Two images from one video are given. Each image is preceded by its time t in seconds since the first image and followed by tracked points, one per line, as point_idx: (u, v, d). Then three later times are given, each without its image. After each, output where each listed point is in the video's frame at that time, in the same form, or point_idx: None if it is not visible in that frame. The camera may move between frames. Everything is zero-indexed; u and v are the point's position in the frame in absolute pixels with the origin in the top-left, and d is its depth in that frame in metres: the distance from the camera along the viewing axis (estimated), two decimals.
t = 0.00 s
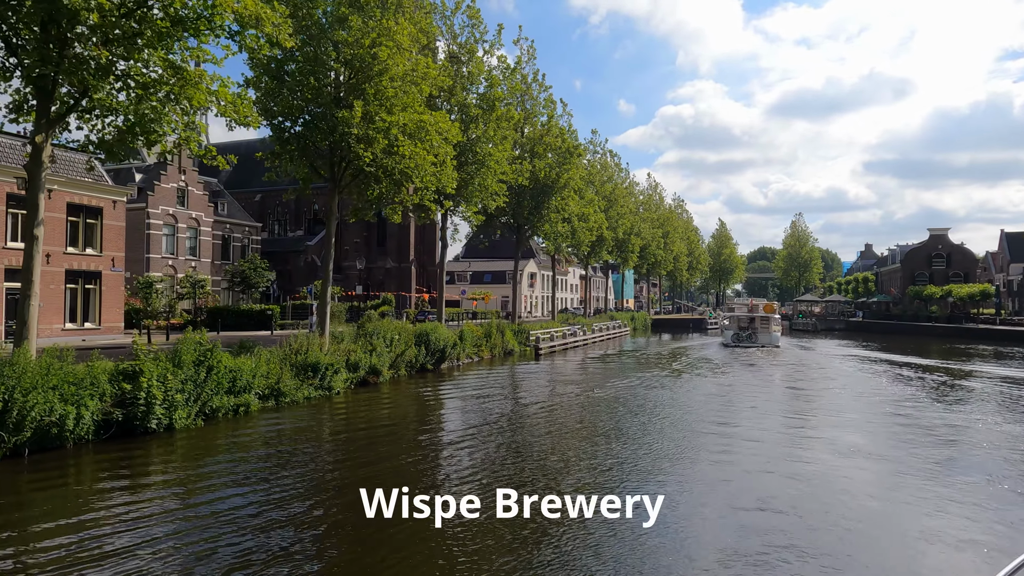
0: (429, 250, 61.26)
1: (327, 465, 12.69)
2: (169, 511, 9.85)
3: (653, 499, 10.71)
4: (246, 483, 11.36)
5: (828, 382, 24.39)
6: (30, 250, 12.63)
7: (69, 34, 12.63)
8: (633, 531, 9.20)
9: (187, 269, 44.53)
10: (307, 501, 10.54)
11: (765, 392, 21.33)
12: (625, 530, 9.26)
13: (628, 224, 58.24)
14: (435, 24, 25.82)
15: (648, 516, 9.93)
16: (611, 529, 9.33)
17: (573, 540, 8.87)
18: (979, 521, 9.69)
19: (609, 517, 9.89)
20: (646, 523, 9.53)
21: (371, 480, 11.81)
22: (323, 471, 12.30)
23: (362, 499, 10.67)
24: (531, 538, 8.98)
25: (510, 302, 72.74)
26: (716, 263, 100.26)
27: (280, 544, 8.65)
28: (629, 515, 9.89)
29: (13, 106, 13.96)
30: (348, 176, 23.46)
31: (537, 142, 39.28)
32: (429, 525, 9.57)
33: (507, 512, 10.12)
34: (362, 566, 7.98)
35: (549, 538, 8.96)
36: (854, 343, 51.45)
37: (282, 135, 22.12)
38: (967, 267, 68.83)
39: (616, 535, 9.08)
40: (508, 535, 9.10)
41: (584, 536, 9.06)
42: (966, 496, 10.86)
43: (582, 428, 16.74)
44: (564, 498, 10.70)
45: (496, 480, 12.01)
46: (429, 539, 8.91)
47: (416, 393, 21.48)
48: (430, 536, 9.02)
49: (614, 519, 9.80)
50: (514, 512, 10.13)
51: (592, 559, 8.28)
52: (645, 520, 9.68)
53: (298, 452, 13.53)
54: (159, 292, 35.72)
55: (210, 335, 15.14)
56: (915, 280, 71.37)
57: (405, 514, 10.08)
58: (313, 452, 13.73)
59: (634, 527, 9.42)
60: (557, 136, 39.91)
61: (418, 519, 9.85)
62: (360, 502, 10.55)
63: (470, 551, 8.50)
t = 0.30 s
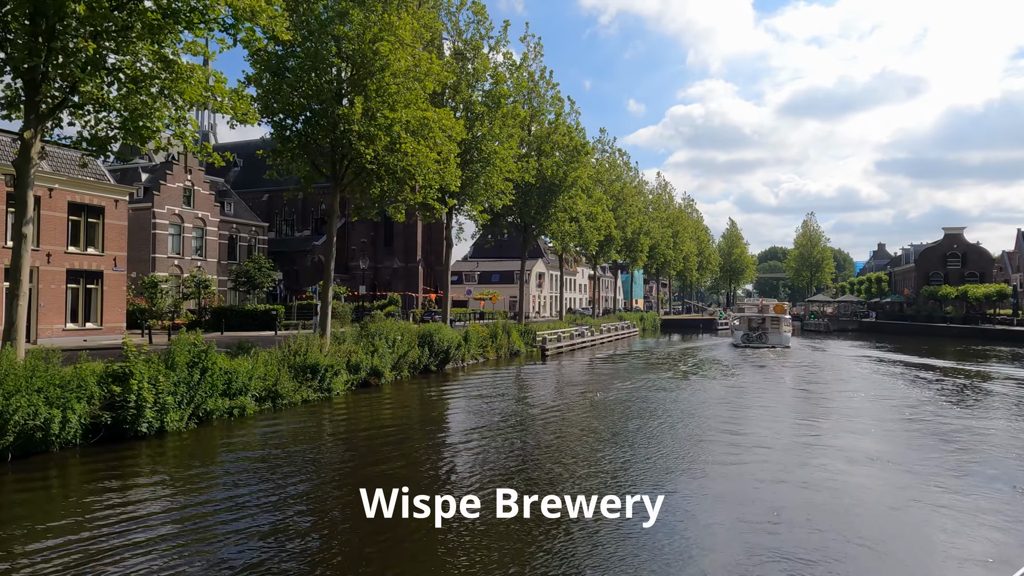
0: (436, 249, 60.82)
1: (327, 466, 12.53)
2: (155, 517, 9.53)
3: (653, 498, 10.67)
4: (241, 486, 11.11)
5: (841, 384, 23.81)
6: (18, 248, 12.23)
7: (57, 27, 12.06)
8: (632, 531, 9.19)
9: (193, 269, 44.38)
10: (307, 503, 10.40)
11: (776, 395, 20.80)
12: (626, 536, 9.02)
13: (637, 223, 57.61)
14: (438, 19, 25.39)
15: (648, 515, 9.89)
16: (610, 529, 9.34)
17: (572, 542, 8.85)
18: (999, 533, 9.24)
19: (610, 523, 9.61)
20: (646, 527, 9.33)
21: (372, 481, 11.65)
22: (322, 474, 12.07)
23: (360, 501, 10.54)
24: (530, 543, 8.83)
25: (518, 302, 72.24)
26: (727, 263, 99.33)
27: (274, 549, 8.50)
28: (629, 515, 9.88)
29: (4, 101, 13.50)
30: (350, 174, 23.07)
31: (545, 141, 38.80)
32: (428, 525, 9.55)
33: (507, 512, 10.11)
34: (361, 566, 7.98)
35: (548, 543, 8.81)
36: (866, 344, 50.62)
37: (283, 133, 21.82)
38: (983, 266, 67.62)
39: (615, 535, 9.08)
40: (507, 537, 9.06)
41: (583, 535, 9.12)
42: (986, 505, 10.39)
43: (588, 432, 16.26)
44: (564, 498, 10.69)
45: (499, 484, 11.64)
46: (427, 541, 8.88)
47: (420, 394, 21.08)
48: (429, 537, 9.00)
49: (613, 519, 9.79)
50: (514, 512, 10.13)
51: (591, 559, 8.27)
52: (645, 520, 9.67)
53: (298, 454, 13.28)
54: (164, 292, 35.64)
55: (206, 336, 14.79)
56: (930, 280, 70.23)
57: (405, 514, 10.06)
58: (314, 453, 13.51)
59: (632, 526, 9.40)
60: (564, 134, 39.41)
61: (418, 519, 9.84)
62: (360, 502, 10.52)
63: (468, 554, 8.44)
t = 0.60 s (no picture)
0: (445, 250, 60.47)
1: (327, 469, 12.28)
2: (139, 523, 9.15)
3: (654, 499, 10.62)
4: (234, 491, 10.79)
5: (857, 388, 23.09)
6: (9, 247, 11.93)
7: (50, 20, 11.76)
8: (635, 533, 9.06)
9: (202, 269, 44.30)
10: (304, 505, 10.19)
11: (790, 399, 20.17)
12: (628, 546, 8.58)
13: (648, 223, 56.92)
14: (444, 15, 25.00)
15: (648, 515, 9.82)
16: (610, 529, 9.28)
17: (574, 542, 8.75)
18: None
19: (616, 531, 9.17)
20: (653, 537, 8.88)
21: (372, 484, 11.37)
22: (320, 478, 11.75)
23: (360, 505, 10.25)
24: (531, 548, 8.55)
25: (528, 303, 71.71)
26: (740, 264, 98.25)
27: (265, 553, 8.23)
28: (629, 515, 9.82)
29: None
30: (354, 173, 22.72)
31: (554, 140, 38.26)
32: (428, 524, 9.44)
33: (507, 512, 10.00)
34: (359, 564, 7.90)
35: (550, 549, 8.49)
36: (883, 346, 49.61)
37: (287, 132, 21.54)
38: (1003, 267, 66.18)
39: (617, 535, 9.00)
40: (508, 537, 8.90)
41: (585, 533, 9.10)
42: (1015, 518, 9.77)
43: (595, 436, 15.72)
44: (564, 498, 10.64)
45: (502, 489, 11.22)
46: (428, 539, 8.78)
47: (424, 397, 20.67)
48: (429, 536, 8.90)
49: (613, 519, 9.73)
50: (514, 512, 10.00)
51: (594, 562, 8.10)
52: (645, 520, 9.59)
53: (298, 458, 12.98)
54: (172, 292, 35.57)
55: (202, 338, 14.46)
56: (948, 280, 68.88)
57: (404, 514, 9.94)
58: (313, 456, 13.21)
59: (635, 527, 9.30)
60: (574, 133, 38.89)
61: (418, 519, 9.72)
62: (360, 502, 10.43)
63: (466, 553, 8.32)
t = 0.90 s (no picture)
0: (454, 252, 60.15)
1: (329, 475, 12.02)
2: (124, 535, 8.78)
3: (654, 499, 10.60)
4: (231, 500, 10.51)
5: (873, 392, 22.44)
6: None
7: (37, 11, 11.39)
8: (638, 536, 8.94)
9: (209, 271, 44.22)
10: (300, 514, 9.94)
11: (803, 404, 19.57)
12: (633, 559, 8.16)
13: (659, 224, 56.26)
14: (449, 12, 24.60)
15: (648, 515, 9.82)
16: (611, 529, 9.27)
17: (577, 544, 8.69)
18: None
19: (621, 543, 8.76)
20: (661, 550, 8.45)
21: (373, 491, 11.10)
22: (321, 485, 11.48)
23: (358, 515, 9.93)
24: (532, 557, 8.26)
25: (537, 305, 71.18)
26: (752, 265, 97.20)
27: (258, 561, 8.07)
28: (629, 515, 9.82)
29: None
30: (357, 173, 22.35)
31: (563, 139, 37.73)
32: (428, 524, 9.55)
33: (506, 512, 10.09)
34: (359, 566, 7.99)
35: (551, 552, 8.43)
36: (899, 349, 48.64)
37: (289, 131, 21.19)
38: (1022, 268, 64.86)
39: (619, 536, 8.98)
40: (508, 540, 8.87)
41: (588, 533, 9.11)
42: None
43: (602, 441, 15.24)
44: (564, 498, 10.65)
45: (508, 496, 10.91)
46: (428, 539, 8.89)
47: (428, 400, 20.25)
48: (428, 536, 9.01)
49: (613, 519, 9.73)
50: (514, 512, 10.06)
51: (593, 563, 8.06)
52: (645, 520, 9.59)
53: (299, 464, 12.69)
54: (179, 294, 35.48)
55: (197, 341, 14.15)
56: (965, 282, 67.62)
57: (404, 514, 10.08)
58: (314, 462, 12.92)
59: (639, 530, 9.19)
60: (583, 132, 38.35)
61: (418, 519, 9.86)
62: (360, 502, 10.58)
63: (466, 554, 8.36)
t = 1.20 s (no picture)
0: (463, 256, 59.83)
1: (329, 483, 11.76)
2: (120, 540, 8.71)
3: (653, 499, 10.95)
4: (229, 509, 10.24)
5: (891, 399, 21.76)
6: None
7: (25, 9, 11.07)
8: (640, 538, 9.11)
9: (218, 275, 44.13)
10: (297, 524, 9.66)
11: (818, 412, 18.96)
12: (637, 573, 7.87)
13: (670, 227, 55.58)
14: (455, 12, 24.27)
15: (648, 515, 10.14)
16: (613, 528, 9.57)
17: (582, 544, 8.91)
18: None
19: (622, 551, 8.66)
20: (670, 570, 7.96)
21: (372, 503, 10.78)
22: (320, 493, 11.20)
23: (355, 528, 9.57)
24: (534, 556, 8.49)
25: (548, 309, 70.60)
26: (766, 269, 96.04)
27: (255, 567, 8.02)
28: (629, 515, 10.13)
29: None
30: (360, 175, 21.96)
31: (572, 141, 37.26)
32: (429, 524, 9.86)
33: (506, 512, 10.42)
34: (360, 565, 8.17)
35: (550, 550, 8.68)
36: (916, 354, 47.67)
37: (292, 133, 20.87)
38: None
39: (621, 535, 9.27)
40: (507, 539, 9.11)
41: (591, 531, 9.46)
42: None
43: (610, 450, 14.75)
44: (564, 498, 10.98)
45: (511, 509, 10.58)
46: (428, 538, 9.18)
47: (433, 407, 19.86)
48: (428, 535, 9.31)
49: (614, 519, 10.04)
50: (514, 512, 10.41)
51: (590, 565, 8.17)
52: (645, 519, 9.90)
53: (298, 473, 12.38)
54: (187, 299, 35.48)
55: (192, 345, 13.77)
56: (985, 285, 66.28)
57: (405, 514, 10.38)
58: (314, 471, 12.60)
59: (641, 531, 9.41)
60: (593, 134, 37.85)
61: (418, 518, 10.17)
62: (361, 502, 10.85)
63: (467, 554, 8.58)
